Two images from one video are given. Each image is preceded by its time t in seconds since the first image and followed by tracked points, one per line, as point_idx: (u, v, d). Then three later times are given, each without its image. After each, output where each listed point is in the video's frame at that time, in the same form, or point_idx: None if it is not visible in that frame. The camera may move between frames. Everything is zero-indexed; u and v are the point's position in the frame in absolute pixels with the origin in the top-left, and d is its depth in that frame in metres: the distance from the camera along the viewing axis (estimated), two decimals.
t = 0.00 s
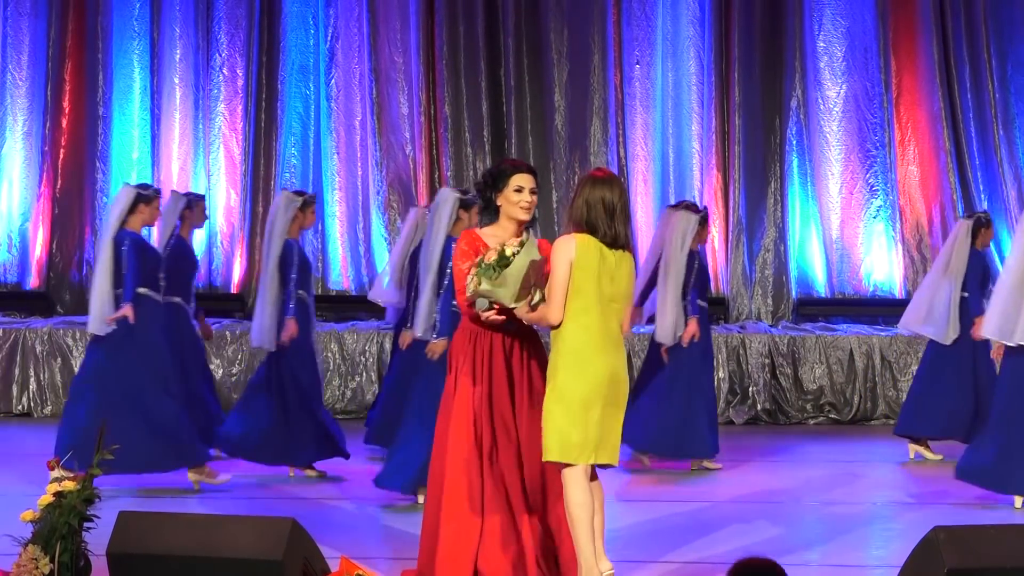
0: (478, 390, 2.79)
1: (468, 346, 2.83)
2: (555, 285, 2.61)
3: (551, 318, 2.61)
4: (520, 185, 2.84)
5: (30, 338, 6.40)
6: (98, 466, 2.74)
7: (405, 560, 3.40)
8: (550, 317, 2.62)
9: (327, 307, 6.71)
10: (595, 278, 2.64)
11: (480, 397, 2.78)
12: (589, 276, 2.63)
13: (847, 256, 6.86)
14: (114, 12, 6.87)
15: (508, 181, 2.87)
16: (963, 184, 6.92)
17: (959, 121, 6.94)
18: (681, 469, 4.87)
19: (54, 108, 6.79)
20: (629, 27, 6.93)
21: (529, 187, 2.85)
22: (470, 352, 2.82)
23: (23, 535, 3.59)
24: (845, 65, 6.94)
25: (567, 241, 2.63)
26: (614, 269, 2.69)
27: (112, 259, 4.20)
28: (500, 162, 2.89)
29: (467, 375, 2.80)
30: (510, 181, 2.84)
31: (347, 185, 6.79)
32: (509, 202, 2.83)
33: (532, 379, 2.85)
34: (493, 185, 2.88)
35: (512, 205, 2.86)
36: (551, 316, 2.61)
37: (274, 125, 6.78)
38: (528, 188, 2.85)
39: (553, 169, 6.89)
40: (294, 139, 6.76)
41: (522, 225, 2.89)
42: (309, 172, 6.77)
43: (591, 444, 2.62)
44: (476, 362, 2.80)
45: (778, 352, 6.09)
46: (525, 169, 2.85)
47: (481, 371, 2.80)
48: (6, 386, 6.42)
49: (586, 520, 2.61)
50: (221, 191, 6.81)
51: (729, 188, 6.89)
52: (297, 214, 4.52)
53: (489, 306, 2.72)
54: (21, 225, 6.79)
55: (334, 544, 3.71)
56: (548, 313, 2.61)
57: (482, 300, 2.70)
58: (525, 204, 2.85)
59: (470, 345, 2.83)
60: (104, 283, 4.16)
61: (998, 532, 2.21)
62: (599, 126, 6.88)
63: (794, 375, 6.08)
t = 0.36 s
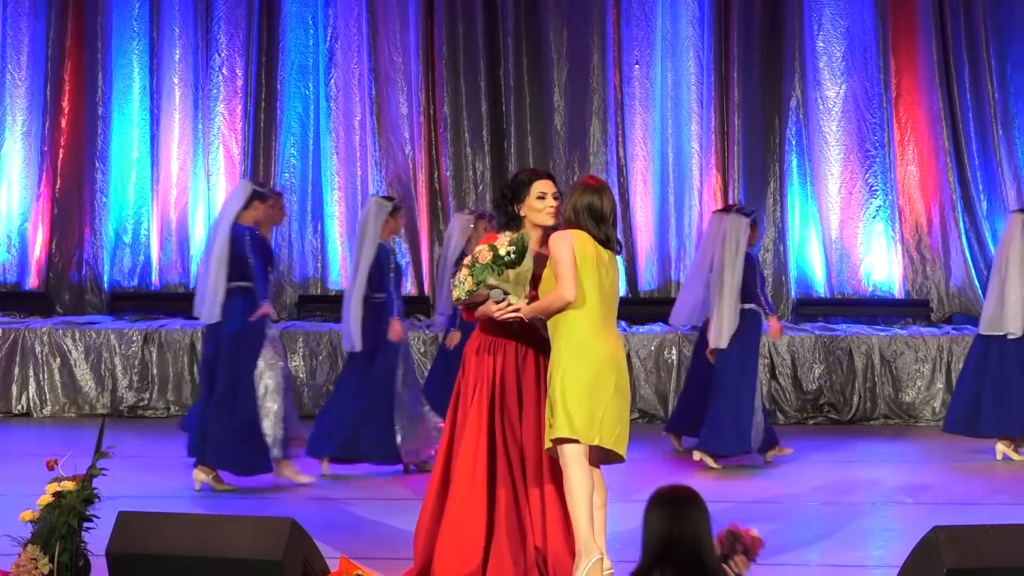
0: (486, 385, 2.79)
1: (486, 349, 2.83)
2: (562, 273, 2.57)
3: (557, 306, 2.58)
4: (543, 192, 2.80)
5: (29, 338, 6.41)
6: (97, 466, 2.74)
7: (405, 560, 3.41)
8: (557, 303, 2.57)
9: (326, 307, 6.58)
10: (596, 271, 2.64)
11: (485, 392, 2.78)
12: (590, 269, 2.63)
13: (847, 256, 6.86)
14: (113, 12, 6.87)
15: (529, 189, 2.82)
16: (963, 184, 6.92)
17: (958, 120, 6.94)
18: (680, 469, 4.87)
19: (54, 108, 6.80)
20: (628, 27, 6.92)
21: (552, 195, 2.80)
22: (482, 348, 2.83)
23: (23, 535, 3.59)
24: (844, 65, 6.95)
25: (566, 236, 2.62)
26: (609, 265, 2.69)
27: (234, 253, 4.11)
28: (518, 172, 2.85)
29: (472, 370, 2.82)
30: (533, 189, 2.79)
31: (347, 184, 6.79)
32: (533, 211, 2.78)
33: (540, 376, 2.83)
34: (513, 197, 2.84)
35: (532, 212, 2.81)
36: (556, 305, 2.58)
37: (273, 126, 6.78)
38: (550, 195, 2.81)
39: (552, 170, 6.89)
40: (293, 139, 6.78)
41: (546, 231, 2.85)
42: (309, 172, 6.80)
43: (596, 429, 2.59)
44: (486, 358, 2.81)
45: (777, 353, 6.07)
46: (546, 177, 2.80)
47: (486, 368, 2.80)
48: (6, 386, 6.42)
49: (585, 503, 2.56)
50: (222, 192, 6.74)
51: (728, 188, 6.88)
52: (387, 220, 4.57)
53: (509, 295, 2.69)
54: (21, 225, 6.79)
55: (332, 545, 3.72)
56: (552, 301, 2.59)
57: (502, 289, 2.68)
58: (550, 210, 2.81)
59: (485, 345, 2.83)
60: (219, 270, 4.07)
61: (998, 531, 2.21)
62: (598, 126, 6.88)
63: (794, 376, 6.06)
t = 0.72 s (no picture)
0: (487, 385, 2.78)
1: (484, 348, 2.81)
2: (563, 275, 2.54)
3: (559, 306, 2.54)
4: (542, 192, 2.81)
5: (29, 338, 6.41)
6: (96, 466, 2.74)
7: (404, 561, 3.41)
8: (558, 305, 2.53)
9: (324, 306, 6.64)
10: (596, 272, 2.60)
11: (487, 393, 2.78)
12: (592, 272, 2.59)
13: (847, 256, 6.87)
14: (113, 13, 6.87)
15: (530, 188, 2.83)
16: (962, 184, 6.92)
17: (958, 120, 6.94)
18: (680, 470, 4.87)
19: (53, 108, 6.79)
20: (627, 27, 6.92)
21: (552, 195, 2.81)
22: (484, 345, 2.82)
23: (23, 536, 3.59)
24: (843, 65, 6.95)
25: (568, 235, 2.59)
26: (608, 269, 2.66)
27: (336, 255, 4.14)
28: (520, 170, 2.85)
29: (474, 367, 2.81)
30: (533, 188, 2.80)
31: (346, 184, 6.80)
32: (532, 210, 2.79)
33: (542, 377, 2.81)
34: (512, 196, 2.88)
35: (531, 212, 2.82)
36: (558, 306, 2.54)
37: (273, 126, 6.78)
38: (550, 195, 2.82)
39: (551, 170, 6.89)
40: (293, 139, 6.76)
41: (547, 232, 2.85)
42: (310, 172, 6.77)
43: (600, 424, 2.56)
44: (487, 356, 2.80)
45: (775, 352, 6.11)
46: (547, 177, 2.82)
47: (488, 367, 2.78)
48: (5, 386, 6.42)
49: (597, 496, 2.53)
50: (220, 192, 6.80)
51: (728, 188, 6.89)
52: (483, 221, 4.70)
53: (508, 289, 2.67)
54: (21, 225, 6.79)
55: (332, 545, 3.72)
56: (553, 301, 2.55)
57: (503, 282, 2.66)
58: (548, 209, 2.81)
59: (488, 341, 2.82)
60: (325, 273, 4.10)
61: (999, 532, 2.21)
62: (598, 126, 6.88)
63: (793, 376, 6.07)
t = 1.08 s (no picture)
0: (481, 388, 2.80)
1: (478, 345, 2.83)
2: (565, 290, 2.52)
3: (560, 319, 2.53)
4: (524, 186, 2.83)
5: (29, 338, 6.42)
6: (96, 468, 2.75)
7: (403, 561, 3.41)
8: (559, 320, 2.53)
9: (324, 307, 6.70)
10: (603, 277, 2.58)
11: (482, 397, 2.79)
12: (597, 281, 2.58)
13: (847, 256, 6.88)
14: (112, 13, 6.86)
15: (511, 180, 2.86)
16: (962, 184, 6.93)
17: (957, 120, 6.95)
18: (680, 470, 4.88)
19: (53, 108, 6.79)
20: (627, 27, 6.93)
21: (532, 188, 2.84)
22: (476, 345, 2.83)
23: (23, 536, 3.59)
24: (843, 65, 6.95)
25: (572, 241, 2.55)
26: (614, 274, 2.64)
27: (441, 253, 4.22)
28: (502, 162, 2.88)
29: (467, 365, 2.83)
30: (514, 182, 2.82)
31: (346, 183, 6.81)
32: (513, 204, 2.82)
33: (537, 371, 2.84)
34: (497, 185, 2.90)
35: (514, 206, 2.85)
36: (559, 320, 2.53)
37: (273, 126, 6.78)
38: (530, 189, 2.84)
39: (551, 170, 6.90)
40: (292, 140, 6.77)
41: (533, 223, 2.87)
42: (309, 172, 6.78)
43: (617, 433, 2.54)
44: (481, 358, 2.81)
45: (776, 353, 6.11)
46: (529, 170, 2.84)
47: (481, 366, 2.80)
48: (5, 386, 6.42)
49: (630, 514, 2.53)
50: (220, 193, 6.79)
51: (727, 188, 6.89)
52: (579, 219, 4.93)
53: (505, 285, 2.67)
54: (20, 225, 6.78)
55: (332, 545, 3.72)
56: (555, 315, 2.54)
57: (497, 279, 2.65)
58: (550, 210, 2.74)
59: (481, 343, 2.83)
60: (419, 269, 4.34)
61: (1013, 540, 2.19)
62: (598, 126, 6.87)
63: (793, 376, 6.08)
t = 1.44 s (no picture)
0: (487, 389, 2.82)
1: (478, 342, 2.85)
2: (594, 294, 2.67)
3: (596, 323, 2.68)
4: (511, 182, 2.83)
5: (29, 338, 6.42)
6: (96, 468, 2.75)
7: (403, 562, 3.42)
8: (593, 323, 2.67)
9: (324, 307, 6.72)
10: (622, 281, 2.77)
11: (476, 392, 2.80)
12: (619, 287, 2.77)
13: (847, 256, 6.88)
14: (112, 13, 6.85)
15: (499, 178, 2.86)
16: (961, 184, 6.94)
17: (957, 120, 6.96)
18: (681, 471, 4.88)
19: (53, 108, 6.79)
20: (627, 27, 6.93)
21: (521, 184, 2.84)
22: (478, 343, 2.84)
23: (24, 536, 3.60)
24: (843, 65, 6.96)
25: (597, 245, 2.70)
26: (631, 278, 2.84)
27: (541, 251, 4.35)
28: (490, 160, 2.87)
29: (462, 360, 2.85)
30: (502, 179, 2.83)
31: (346, 184, 6.80)
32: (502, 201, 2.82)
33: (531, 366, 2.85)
34: (483, 182, 2.87)
35: (503, 204, 2.85)
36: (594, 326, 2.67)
37: (272, 126, 6.77)
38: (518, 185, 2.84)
39: (552, 170, 6.89)
40: (292, 139, 6.77)
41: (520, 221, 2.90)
42: (309, 173, 6.77)
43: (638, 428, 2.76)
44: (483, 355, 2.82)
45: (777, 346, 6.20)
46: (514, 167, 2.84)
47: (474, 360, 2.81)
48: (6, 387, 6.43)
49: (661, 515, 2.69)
50: (219, 193, 6.77)
51: (727, 188, 6.90)
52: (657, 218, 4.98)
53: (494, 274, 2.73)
54: (20, 225, 6.79)
55: (332, 545, 3.73)
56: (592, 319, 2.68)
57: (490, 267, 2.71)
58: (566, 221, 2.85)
59: (478, 337, 2.84)
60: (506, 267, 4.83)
61: (1013, 540, 2.18)
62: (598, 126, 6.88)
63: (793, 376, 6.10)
